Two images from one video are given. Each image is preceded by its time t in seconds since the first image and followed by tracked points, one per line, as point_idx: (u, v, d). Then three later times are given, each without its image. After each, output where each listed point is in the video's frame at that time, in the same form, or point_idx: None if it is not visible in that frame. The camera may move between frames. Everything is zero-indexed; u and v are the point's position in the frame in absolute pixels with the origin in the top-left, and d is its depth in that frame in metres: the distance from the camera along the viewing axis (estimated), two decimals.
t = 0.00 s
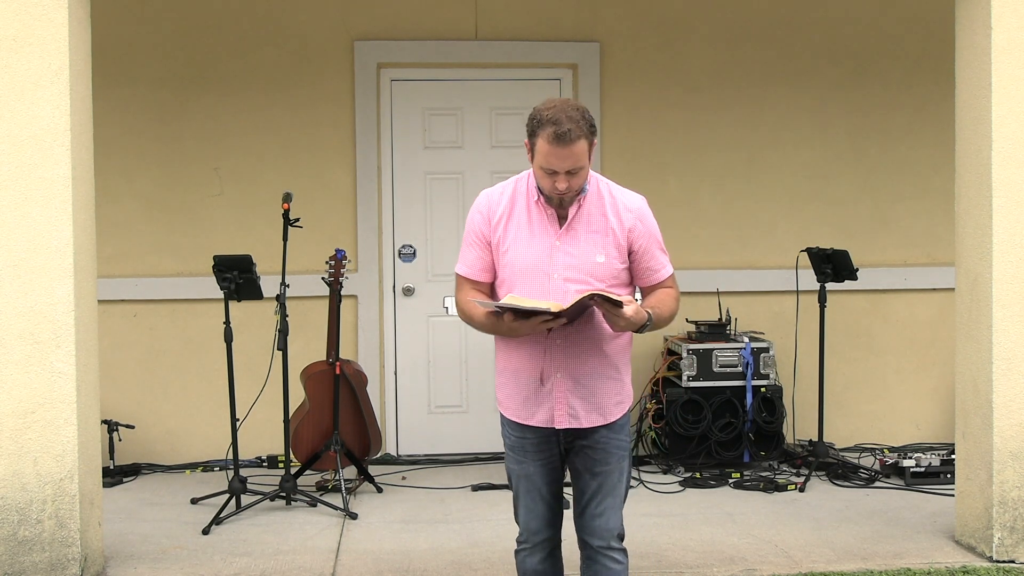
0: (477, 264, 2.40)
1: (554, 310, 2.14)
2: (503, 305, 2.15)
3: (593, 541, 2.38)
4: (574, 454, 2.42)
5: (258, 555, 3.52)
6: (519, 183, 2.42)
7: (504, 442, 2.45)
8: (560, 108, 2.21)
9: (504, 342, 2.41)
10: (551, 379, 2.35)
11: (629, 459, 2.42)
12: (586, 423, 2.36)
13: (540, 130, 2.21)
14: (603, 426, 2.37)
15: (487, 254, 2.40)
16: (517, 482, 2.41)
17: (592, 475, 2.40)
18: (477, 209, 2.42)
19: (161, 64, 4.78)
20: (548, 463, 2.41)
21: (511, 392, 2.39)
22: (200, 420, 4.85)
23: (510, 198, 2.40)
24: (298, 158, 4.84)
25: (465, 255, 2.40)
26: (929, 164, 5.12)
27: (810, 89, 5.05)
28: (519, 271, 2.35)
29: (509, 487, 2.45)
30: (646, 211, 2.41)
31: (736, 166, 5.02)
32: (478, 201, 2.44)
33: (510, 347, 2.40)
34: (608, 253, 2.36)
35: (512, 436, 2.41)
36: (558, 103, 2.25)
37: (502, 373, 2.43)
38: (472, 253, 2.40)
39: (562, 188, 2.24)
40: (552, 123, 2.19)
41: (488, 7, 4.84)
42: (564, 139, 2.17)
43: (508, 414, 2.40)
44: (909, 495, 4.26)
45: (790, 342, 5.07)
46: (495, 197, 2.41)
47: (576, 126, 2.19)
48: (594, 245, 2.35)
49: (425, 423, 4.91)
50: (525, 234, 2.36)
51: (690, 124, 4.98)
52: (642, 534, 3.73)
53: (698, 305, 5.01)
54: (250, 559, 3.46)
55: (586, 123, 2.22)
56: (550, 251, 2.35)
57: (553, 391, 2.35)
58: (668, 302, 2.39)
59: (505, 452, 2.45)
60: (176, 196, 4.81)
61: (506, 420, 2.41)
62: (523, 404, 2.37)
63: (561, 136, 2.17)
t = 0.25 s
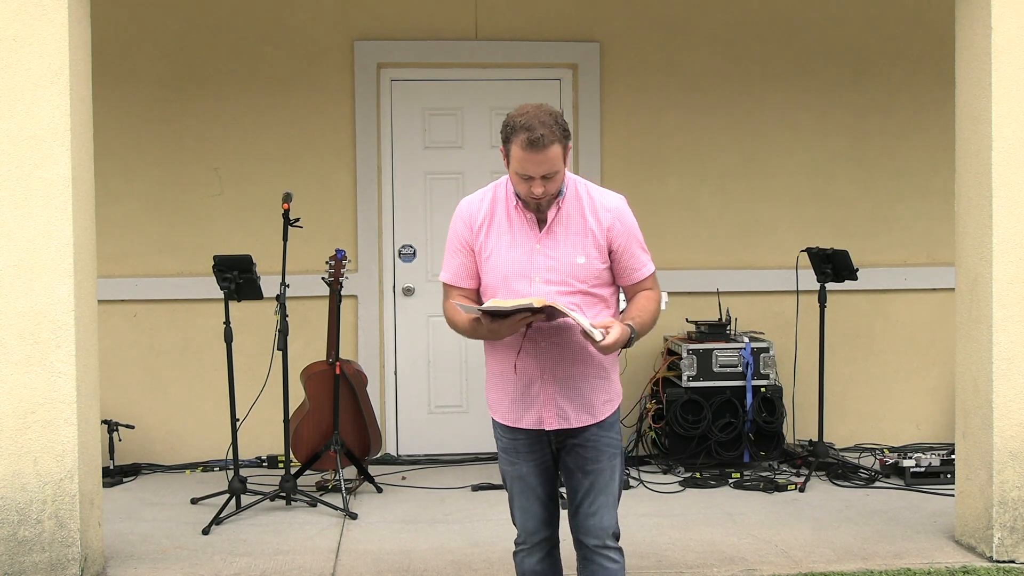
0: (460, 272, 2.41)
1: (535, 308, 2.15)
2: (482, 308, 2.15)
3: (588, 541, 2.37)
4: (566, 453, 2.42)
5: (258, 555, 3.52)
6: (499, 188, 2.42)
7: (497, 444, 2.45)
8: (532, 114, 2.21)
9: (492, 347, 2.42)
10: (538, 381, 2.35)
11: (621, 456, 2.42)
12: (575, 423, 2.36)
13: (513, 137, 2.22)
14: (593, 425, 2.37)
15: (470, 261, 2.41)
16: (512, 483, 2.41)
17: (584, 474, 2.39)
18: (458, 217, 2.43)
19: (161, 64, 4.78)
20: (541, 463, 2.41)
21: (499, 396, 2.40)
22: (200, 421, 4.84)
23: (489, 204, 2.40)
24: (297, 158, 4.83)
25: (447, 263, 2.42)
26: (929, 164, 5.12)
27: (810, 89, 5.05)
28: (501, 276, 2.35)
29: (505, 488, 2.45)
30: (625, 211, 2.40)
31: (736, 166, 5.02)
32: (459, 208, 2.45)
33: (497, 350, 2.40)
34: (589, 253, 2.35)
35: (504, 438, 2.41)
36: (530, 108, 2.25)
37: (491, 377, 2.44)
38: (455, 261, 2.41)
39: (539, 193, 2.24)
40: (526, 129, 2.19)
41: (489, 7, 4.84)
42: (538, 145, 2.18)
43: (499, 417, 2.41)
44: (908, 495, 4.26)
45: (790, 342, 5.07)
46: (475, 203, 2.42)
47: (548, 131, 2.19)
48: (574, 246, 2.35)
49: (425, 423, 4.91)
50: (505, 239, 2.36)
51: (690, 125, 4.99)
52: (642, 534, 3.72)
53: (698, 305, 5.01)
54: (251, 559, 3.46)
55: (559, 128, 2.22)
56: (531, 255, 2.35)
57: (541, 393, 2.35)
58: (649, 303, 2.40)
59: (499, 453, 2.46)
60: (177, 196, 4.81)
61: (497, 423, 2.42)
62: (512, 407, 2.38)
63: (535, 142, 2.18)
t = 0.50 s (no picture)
0: (448, 279, 2.39)
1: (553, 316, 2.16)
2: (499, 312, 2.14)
3: (587, 536, 2.35)
4: (564, 447, 2.42)
5: (258, 555, 3.52)
6: (483, 194, 2.42)
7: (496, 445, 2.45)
8: (516, 119, 2.22)
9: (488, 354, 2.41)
10: (538, 383, 2.35)
11: (619, 448, 2.42)
12: (576, 423, 2.36)
13: (499, 143, 2.22)
14: (593, 422, 2.38)
15: (457, 267, 2.39)
16: (512, 483, 2.42)
17: (583, 468, 2.39)
18: (443, 223, 2.42)
19: (161, 64, 4.78)
20: (540, 461, 2.42)
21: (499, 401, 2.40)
22: (200, 420, 4.85)
23: (475, 209, 2.40)
24: (298, 158, 4.83)
25: (436, 270, 2.40)
26: (929, 164, 5.12)
27: (810, 89, 5.05)
28: (490, 281, 2.35)
29: (505, 487, 2.46)
30: (608, 211, 2.40)
31: (736, 166, 5.02)
32: (445, 215, 2.44)
33: (493, 355, 2.40)
34: (576, 255, 2.35)
35: (503, 438, 2.41)
36: (513, 113, 2.25)
37: (489, 380, 2.43)
38: (443, 268, 2.39)
39: (527, 197, 2.25)
40: (510, 135, 2.19)
41: (488, 7, 4.84)
42: (523, 150, 2.18)
43: (499, 421, 2.40)
44: (908, 495, 4.26)
45: (790, 342, 5.07)
46: (461, 210, 2.41)
47: (533, 136, 2.19)
48: (561, 249, 2.35)
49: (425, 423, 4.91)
50: (493, 245, 2.37)
51: (690, 125, 4.99)
52: (642, 534, 3.72)
53: (698, 305, 5.01)
54: (250, 559, 3.46)
55: (543, 132, 2.22)
56: (519, 259, 2.35)
57: (540, 396, 2.35)
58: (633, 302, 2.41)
59: (497, 453, 2.46)
60: (177, 196, 4.81)
61: (497, 426, 2.42)
62: (513, 410, 2.38)
63: (520, 147, 2.18)
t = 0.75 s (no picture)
0: (449, 276, 2.39)
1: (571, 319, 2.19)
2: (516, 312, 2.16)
3: (602, 533, 2.36)
4: (570, 447, 2.43)
5: (258, 555, 3.52)
6: (485, 192, 2.42)
7: (498, 446, 2.44)
8: (530, 118, 2.21)
9: (488, 353, 2.41)
10: (542, 381, 2.36)
11: (625, 446, 2.44)
12: (580, 420, 2.37)
13: (513, 142, 2.21)
14: (596, 418, 2.39)
15: (459, 265, 2.39)
16: (516, 483, 2.40)
17: (590, 466, 2.40)
18: (445, 220, 2.41)
19: (161, 64, 4.78)
20: (545, 460, 2.41)
21: (501, 399, 2.40)
22: (200, 421, 4.85)
23: (478, 207, 2.39)
24: (298, 158, 4.84)
25: (438, 267, 2.39)
26: (929, 164, 5.12)
27: (810, 89, 5.05)
28: (494, 278, 2.35)
29: (508, 489, 2.44)
30: (609, 211, 2.43)
31: (736, 166, 5.02)
32: (446, 212, 2.43)
33: (494, 355, 2.40)
34: (579, 253, 2.37)
35: (507, 438, 2.41)
36: (525, 111, 2.24)
37: (490, 381, 2.43)
38: (445, 265, 2.38)
39: (538, 195, 2.25)
40: (525, 134, 2.18)
41: (488, 7, 4.84)
42: (538, 149, 2.18)
43: (502, 420, 2.40)
44: (908, 495, 4.26)
45: (790, 342, 5.07)
46: (463, 208, 2.40)
47: (547, 136, 2.19)
48: (564, 247, 2.36)
49: (425, 422, 4.91)
50: (496, 242, 2.36)
51: (690, 125, 4.99)
52: (642, 535, 3.72)
53: (698, 305, 5.01)
54: (250, 559, 3.46)
55: (557, 131, 2.22)
56: (523, 256, 2.35)
57: (545, 394, 2.36)
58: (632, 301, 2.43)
59: (500, 454, 2.45)
60: (177, 196, 4.81)
61: (500, 425, 2.41)
62: (517, 409, 2.38)
63: (536, 147, 2.17)
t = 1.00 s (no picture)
0: (466, 269, 2.39)
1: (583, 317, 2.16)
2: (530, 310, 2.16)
3: (610, 535, 2.38)
4: (581, 451, 2.43)
5: (258, 555, 3.52)
6: (506, 188, 2.42)
7: (506, 444, 2.43)
8: (561, 112, 2.24)
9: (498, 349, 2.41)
10: (552, 378, 2.36)
11: (635, 451, 2.45)
12: (588, 420, 2.38)
13: (542, 133, 2.23)
14: (605, 419, 2.39)
15: (476, 258, 2.39)
16: (523, 482, 2.40)
17: (601, 471, 2.40)
18: (465, 214, 2.41)
19: (161, 64, 4.78)
20: (554, 461, 2.41)
21: (510, 396, 2.40)
22: (200, 420, 4.84)
23: (499, 202, 2.40)
24: (297, 158, 4.83)
25: (455, 259, 2.39)
26: (929, 164, 5.12)
27: (810, 89, 5.05)
28: (511, 273, 2.35)
29: (514, 487, 2.43)
30: (629, 214, 2.44)
31: (736, 167, 5.02)
32: (466, 206, 2.43)
33: (503, 349, 2.40)
34: (597, 253, 2.38)
35: (516, 436, 2.40)
36: (557, 107, 2.27)
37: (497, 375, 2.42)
38: (462, 258, 2.39)
39: (560, 189, 2.25)
40: (555, 126, 2.21)
41: (488, 7, 4.84)
42: (567, 142, 2.20)
43: (510, 415, 2.40)
44: (908, 495, 4.26)
45: (790, 342, 5.07)
46: (483, 202, 2.41)
47: (577, 130, 2.21)
48: (584, 246, 2.37)
49: (425, 423, 4.91)
50: (516, 236, 2.36)
51: (690, 125, 4.99)
52: (642, 534, 3.72)
53: (698, 305, 5.01)
54: (251, 559, 3.46)
55: (586, 129, 2.25)
56: (541, 252, 2.35)
57: (555, 391, 2.37)
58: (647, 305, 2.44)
59: (507, 452, 2.44)
60: (177, 196, 4.81)
61: (508, 421, 2.41)
62: (524, 405, 2.38)
63: (565, 138, 2.19)
